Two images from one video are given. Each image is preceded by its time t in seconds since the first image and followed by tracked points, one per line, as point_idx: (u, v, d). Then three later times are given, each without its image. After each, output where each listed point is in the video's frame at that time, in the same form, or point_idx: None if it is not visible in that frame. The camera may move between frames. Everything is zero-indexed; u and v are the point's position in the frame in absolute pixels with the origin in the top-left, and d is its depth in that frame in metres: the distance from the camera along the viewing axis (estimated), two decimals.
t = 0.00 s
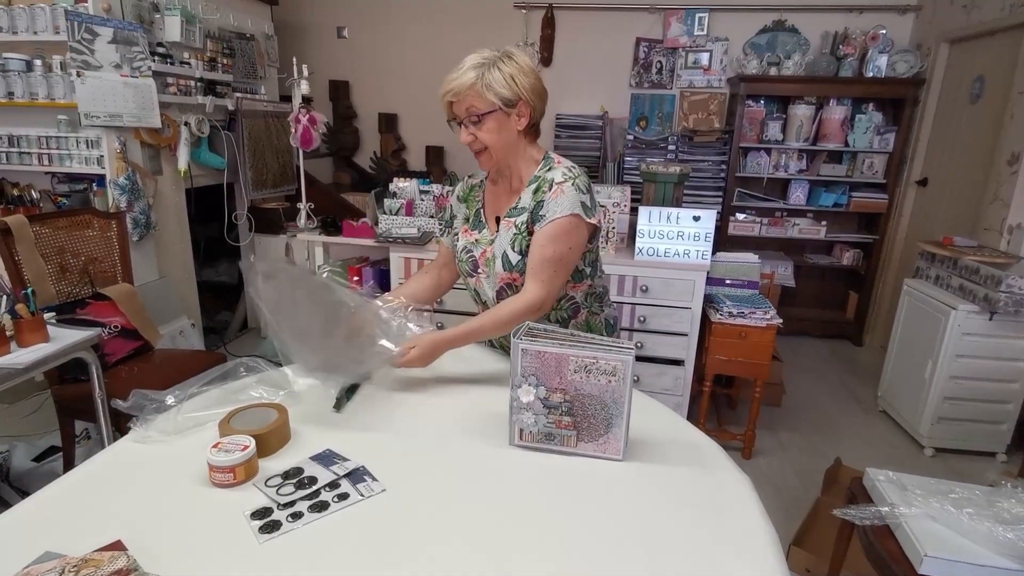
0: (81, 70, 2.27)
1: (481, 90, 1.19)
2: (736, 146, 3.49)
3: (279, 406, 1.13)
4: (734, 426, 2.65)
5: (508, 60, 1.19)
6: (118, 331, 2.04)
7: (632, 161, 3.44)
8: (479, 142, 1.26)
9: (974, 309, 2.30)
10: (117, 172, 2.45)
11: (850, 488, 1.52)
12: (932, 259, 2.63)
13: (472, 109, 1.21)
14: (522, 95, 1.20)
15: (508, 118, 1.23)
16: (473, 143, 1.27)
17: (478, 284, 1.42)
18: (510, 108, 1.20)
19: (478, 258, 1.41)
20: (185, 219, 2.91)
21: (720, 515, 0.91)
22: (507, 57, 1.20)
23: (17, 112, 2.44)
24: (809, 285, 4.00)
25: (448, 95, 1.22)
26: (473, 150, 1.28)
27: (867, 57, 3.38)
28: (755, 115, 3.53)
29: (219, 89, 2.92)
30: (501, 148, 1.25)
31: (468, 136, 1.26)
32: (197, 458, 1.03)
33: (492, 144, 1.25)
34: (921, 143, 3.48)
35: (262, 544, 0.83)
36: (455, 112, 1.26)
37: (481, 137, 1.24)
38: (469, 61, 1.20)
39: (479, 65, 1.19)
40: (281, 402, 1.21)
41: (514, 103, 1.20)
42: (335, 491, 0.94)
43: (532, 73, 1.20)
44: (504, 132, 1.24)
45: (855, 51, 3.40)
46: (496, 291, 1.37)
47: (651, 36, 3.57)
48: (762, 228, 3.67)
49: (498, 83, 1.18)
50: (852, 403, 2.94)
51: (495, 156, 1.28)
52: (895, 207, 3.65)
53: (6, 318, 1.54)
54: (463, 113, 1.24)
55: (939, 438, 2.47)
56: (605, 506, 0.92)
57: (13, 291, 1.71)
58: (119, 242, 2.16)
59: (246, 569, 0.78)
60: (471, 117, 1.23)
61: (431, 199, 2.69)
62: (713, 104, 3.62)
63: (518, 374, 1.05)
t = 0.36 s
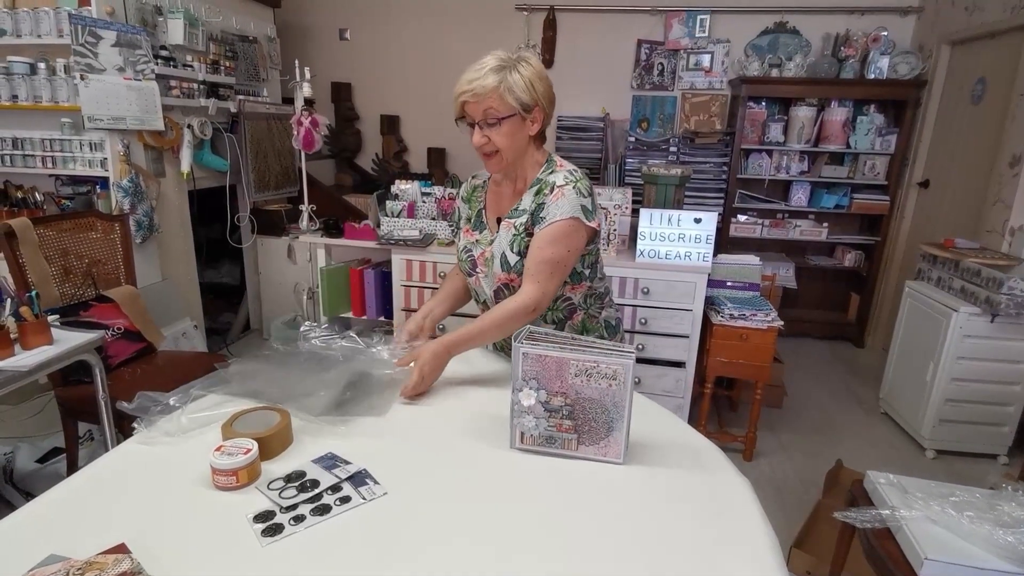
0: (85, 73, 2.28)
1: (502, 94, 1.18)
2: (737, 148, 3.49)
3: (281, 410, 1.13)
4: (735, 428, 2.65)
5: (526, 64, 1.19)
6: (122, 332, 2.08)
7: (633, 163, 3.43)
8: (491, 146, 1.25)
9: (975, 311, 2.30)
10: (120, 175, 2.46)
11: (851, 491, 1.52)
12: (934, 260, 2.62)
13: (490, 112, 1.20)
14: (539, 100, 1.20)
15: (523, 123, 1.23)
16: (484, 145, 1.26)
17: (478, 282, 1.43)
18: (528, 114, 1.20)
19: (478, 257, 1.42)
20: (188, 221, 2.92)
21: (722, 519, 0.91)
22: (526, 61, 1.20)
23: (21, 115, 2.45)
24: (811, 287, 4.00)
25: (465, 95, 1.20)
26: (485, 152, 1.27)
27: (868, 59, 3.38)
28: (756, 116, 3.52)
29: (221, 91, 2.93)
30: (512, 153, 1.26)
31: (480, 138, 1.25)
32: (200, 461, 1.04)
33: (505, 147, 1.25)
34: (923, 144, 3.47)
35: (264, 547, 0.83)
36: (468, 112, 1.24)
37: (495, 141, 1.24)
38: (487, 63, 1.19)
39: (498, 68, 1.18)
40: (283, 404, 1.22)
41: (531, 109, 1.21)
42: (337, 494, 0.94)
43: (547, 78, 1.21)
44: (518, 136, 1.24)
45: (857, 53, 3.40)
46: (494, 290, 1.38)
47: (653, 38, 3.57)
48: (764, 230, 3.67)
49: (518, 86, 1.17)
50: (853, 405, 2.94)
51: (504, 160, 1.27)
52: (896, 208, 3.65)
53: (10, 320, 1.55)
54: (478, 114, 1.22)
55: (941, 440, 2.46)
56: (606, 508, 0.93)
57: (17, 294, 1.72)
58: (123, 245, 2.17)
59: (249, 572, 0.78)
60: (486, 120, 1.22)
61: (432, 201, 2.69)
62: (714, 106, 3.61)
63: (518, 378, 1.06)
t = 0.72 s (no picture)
0: (88, 73, 2.28)
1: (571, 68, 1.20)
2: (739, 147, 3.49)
3: (282, 409, 1.14)
4: (737, 428, 2.65)
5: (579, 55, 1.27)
6: (124, 332, 2.06)
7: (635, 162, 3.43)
8: (556, 112, 1.20)
9: (977, 311, 2.29)
10: (122, 174, 2.47)
11: (854, 491, 1.52)
12: (937, 260, 2.62)
13: (558, 75, 1.19)
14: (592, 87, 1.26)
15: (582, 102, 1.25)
16: (545, 114, 1.20)
17: (527, 274, 1.34)
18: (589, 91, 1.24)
19: (525, 248, 1.33)
20: (190, 221, 2.92)
21: (723, 519, 0.91)
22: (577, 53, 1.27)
23: (24, 115, 2.46)
24: (814, 287, 3.99)
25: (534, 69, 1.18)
26: (552, 125, 1.21)
27: (870, 59, 3.38)
28: (758, 116, 3.52)
29: (223, 91, 2.94)
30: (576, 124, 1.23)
31: (545, 104, 1.20)
32: (202, 460, 1.04)
33: (575, 119, 1.22)
34: (926, 144, 3.47)
35: (266, 545, 0.83)
36: (529, 82, 1.21)
37: (562, 107, 1.20)
38: (544, 46, 1.22)
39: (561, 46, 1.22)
40: (284, 403, 1.22)
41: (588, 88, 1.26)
42: (338, 492, 0.95)
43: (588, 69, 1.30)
44: (580, 113, 1.25)
45: (859, 52, 3.40)
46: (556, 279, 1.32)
47: (655, 37, 3.57)
48: (766, 229, 3.66)
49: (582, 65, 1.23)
50: (855, 405, 2.93)
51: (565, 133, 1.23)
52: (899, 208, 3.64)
53: (13, 319, 1.55)
54: (545, 86, 1.19)
55: (944, 440, 2.46)
56: (607, 507, 0.93)
57: (20, 293, 1.73)
58: (125, 244, 2.18)
59: (250, 570, 0.79)
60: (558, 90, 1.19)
61: (434, 201, 2.69)
62: (716, 105, 3.62)
63: (520, 377, 1.05)
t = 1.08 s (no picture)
0: (91, 73, 2.29)
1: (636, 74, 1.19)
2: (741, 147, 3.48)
3: (284, 408, 1.14)
4: (738, 428, 2.65)
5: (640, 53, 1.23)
6: (127, 331, 2.05)
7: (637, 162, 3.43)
8: (620, 125, 1.20)
9: (980, 311, 2.29)
10: (126, 174, 2.48)
11: (855, 491, 1.52)
12: (939, 260, 2.61)
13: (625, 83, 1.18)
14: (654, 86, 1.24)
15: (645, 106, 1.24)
16: (608, 126, 1.20)
17: (591, 259, 1.29)
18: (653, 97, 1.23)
19: (592, 232, 1.29)
20: (193, 221, 2.93)
21: (724, 518, 0.91)
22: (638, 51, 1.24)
23: (27, 114, 2.47)
24: (816, 287, 3.98)
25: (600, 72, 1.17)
26: (613, 129, 1.20)
27: (873, 58, 3.37)
28: (760, 116, 3.51)
29: (226, 91, 2.94)
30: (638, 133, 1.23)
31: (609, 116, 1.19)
32: (204, 458, 1.05)
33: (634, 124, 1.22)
34: (928, 144, 3.46)
35: (268, 544, 0.84)
36: (594, 92, 1.19)
37: (626, 119, 1.20)
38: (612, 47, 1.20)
39: (625, 52, 1.19)
40: (286, 403, 1.23)
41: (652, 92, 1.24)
42: (340, 491, 0.95)
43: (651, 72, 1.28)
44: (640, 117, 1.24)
45: (861, 53, 3.40)
46: (624, 263, 1.28)
47: (657, 37, 3.57)
48: (767, 229, 3.65)
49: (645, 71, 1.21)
50: (856, 405, 2.93)
51: (625, 143, 1.23)
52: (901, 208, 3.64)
53: (17, 318, 1.56)
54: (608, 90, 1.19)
55: (946, 440, 2.45)
56: (608, 506, 0.93)
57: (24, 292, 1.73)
58: (128, 244, 2.18)
59: (250, 569, 0.79)
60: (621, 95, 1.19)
61: (435, 201, 2.70)
62: (718, 105, 3.59)
63: (521, 377, 1.06)
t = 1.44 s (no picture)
0: (94, 73, 2.30)
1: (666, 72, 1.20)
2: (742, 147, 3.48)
3: (286, 407, 1.15)
4: (739, 428, 2.65)
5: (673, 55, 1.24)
6: (129, 331, 2.05)
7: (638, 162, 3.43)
8: (647, 125, 1.22)
9: (980, 311, 2.29)
10: (128, 174, 2.47)
11: (855, 491, 1.52)
12: (940, 260, 2.61)
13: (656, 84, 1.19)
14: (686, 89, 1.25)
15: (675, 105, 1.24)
16: (635, 126, 1.22)
17: (607, 254, 1.29)
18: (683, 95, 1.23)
19: (611, 227, 1.30)
20: (195, 220, 2.93)
21: (723, 517, 0.92)
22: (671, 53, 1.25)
23: (30, 115, 2.48)
24: (817, 287, 3.98)
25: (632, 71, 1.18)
26: (640, 126, 1.22)
27: (874, 59, 3.36)
28: (761, 116, 3.51)
29: (228, 91, 2.95)
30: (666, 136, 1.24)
31: (637, 116, 1.21)
32: (206, 457, 1.05)
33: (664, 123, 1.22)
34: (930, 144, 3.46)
35: (269, 541, 0.84)
36: (623, 91, 1.21)
37: (653, 120, 1.21)
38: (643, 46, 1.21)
39: (658, 52, 1.20)
40: (287, 402, 1.23)
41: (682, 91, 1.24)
42: (341, 490, 0.95)
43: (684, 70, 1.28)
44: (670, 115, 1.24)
45: (863, 53, 3.39)
46: (640, 260, 1.28)
47: (658, 37, 3.58)
48: (768, 229, 3.65)
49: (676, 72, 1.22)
50: (857, 405, 2.93)
51: (652, 144, 1.24)
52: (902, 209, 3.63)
53: (20, 317, 1.57)
54: (639, 88, 1.20)
55: (946, 441, 2.45)
56: (608, 505, 0.93)
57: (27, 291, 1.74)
58: (130, 244, 2.18)
59: (252, 566, 0.79)
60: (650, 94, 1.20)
61: (437, 201, 2.71)
62: (719, 106, 3.53)
63: (521, 376, 1.06)
